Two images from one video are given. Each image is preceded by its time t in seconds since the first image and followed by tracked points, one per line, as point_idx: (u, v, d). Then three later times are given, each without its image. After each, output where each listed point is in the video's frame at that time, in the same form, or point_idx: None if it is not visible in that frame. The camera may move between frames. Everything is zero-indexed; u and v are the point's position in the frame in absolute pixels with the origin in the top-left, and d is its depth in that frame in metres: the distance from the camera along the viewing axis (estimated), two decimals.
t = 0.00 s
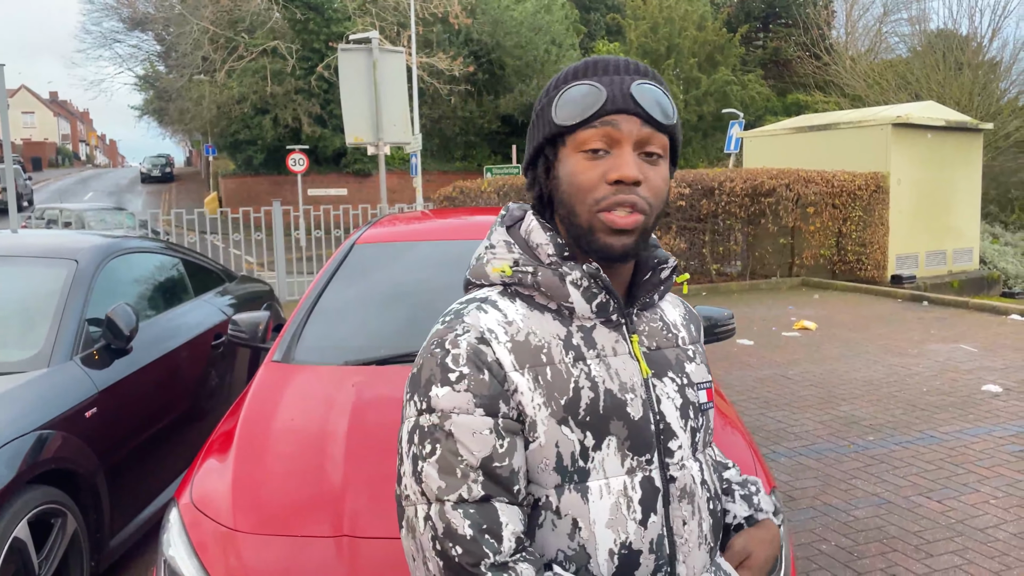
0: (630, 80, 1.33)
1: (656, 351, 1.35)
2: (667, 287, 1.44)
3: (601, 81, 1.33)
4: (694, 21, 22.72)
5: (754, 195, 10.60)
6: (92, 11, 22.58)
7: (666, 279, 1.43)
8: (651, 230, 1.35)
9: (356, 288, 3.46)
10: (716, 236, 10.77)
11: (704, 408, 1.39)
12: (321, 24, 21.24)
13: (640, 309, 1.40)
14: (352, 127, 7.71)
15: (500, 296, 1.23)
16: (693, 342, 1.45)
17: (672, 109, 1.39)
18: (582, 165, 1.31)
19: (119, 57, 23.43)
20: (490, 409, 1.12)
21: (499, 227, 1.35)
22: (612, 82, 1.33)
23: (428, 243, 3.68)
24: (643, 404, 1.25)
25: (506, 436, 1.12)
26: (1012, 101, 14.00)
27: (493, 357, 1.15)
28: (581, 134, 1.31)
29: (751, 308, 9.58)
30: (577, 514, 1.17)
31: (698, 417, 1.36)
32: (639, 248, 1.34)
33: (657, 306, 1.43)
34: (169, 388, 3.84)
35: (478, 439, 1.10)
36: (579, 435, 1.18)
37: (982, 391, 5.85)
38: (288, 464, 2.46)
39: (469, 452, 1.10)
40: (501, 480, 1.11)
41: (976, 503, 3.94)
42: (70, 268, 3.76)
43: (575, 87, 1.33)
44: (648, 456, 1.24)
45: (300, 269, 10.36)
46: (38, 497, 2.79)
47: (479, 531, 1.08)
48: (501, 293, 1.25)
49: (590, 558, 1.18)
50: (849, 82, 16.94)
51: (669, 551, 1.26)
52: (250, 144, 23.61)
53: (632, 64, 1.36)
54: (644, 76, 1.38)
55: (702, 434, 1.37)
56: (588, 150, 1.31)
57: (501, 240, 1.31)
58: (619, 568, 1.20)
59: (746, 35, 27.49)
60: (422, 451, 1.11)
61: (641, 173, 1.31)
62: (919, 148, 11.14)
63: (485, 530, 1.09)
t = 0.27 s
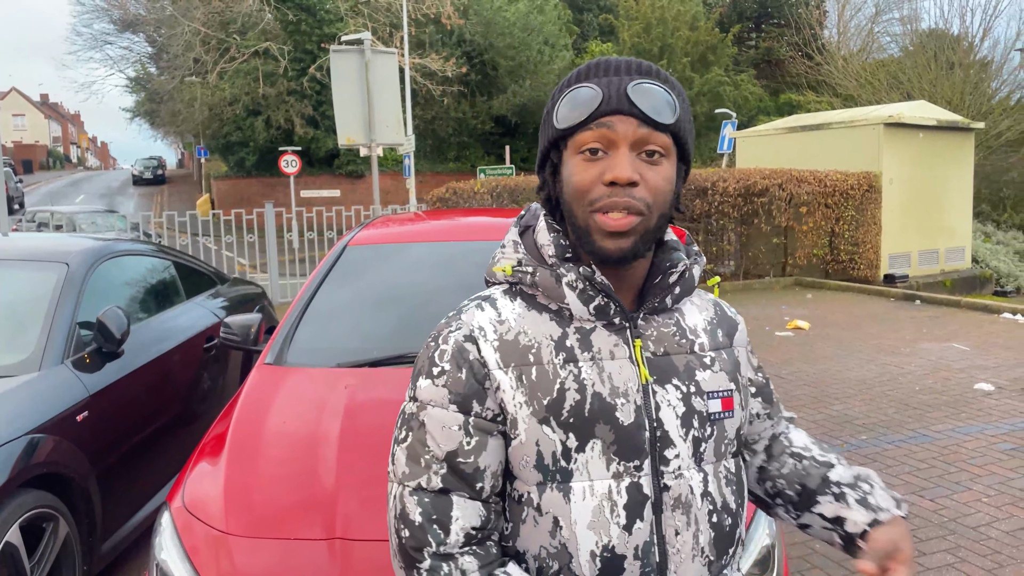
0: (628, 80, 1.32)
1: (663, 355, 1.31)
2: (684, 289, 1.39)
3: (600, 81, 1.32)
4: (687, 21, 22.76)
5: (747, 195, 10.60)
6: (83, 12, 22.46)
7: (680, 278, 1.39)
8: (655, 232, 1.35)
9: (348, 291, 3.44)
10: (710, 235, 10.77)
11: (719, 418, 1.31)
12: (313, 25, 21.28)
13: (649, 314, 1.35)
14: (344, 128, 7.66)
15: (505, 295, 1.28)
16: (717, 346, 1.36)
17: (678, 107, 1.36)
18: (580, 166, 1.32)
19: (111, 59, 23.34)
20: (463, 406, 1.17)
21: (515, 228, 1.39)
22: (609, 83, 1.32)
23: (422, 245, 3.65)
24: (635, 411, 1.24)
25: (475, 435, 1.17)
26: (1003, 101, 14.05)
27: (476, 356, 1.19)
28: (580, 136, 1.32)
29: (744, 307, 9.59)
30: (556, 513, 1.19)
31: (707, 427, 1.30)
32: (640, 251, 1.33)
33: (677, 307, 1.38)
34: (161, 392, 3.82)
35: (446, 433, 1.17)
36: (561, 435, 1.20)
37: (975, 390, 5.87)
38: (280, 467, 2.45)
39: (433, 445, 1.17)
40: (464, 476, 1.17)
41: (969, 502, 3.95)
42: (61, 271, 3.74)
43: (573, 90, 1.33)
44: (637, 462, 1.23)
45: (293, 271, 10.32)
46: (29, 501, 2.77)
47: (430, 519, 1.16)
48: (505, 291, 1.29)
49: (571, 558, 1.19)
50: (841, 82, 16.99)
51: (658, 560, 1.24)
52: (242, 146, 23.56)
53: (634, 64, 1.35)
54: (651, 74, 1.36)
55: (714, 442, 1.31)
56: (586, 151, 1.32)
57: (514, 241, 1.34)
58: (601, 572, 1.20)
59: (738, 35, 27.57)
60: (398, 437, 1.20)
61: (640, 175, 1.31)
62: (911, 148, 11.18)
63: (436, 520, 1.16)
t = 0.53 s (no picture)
0: (615, 86, 1.31)
1: (663, 361, 1.29)
2: (688, 296, 1.35)
3: (583, 88, 1.32)
4: (680, 22, 22.81)
5: (740, 195, 10.64)
6: (75, 14, 22.39)
7: (687, 286, 1.35)
8: (649, 237, 1.33)
9: (343, 294, 3.42)
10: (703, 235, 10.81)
11: (720, 427, 1.29)
12: (306, 27, 21.31)
13: (651, 318, 1.33)
14: (338, 130, 7.68)
15: (506, 295, 1.32)
16: (725, 355, 1.33)
17: (671, 109, 1.35)
18: (572, 172, 1.33)
19: (103, 60, 23.27)
20: (453, 401, 1.23)
21: (524, 230, 1.41)
22: (594, 89, 1.32)
23: (419, 247, 3.64)
24: (627, 414, 1.25)
25: (463, 430, 1.23)
26: (995, 101, 14.13)
27: (470, 354, 1.25)
28: (569, 144, 1.34)
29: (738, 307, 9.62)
30: (546, 511, 1.22)
31: (705, 436, 1.28)
32: (635, 257, 1.32)
33: (687, 314, 1.35)
34: (155, 394, 3.80)
35: (435, 428, 1.23)
36: (549, 434, 1.23)
37: (968, 389, 5.90)
38: (275, 471, 2.43)
39: (422, 439, 1.24)
40: (450, 470, 1.23)
41: (963, 500, 3.97)
42: (54, 274, 3.72)
43: (561, 99, 1.34)
44: (628, 465, 1.24)
45: (287, 273, 10.30)
46: (24, 505, 2.76)
47: (414, 508, 1.24)
48: (508, 290, 1.33)
49: (560, 557, 1.22)
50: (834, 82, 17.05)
51: (649, 564, 1.24)
52: (236, 148, 23.54)
53: (621, 68, 1.34)
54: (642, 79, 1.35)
55: (714, 451, 1.28)
56: (576, 157, 1.33)
57: (520, 241, 1.37)
58: (589, 571, 1.22)
59: (731, 36, 27.65)
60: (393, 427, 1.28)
61: (627, 181, 1.31)
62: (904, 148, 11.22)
63: (417, 508, 1.24)
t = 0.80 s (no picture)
0: (616, 88, 1.31)
1: (660, 360, 1.29)
2: (686, 294, 1.34)
3: (585, 89, 1.32)
4: (676, 22, 22.83)
5: (736, 195, 10.67)
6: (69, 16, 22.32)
7: (684, 285, 1.35)
8: (646, 238, 1.33)
9: (340, 296, 3.41)
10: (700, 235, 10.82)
11: (717, 426, 1.29)
12: (301, 28, 21.33)
13: (648, 317, 1.33)
14: (334, 131, 7.66)
15: (504, 294, 1.32)
16: (721, 354, 1.33)
17: (671, 111, 1.35)
18: (572, 173, 1.33)
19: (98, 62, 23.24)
20: (451, 400, 1.23)
21: (523, 228, 1.41)
22: (596, 90, 1.32)
23: (415, 248, 3.64)
24: (625, 413, 1.24)
25: (461, 428, 1.23)
26: (989, 101, 14.17)
27: (468, 353, 1.25)
28: (569, 144, 1.34)
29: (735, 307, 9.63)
30: (543, 509, 1.22)
31: (701, 434, 1.28)
32: (632, 258, 1.32)
33: (684, 312, 1.35)
34: (151, 396, 3.79)
35: (433, 426, 1.23)
36: (548, 432, 1.23)
37: (964, 388, 5.91)
38: (272, 472, 2.43)
39: (420, 436, 1.24)
40: (448, 468, 1.23)
41: (959, 499, 3.98)
42: (50, 276, 3.70)
43: (562, 100, 1.34)
44: (625, 463, 1.24)
45: (283, 274, 10.28)
46: (18, 508, 2.74)
47: (412, 507, 1.23)
48: (507, 290, 1.33)
49: (557, 555, 1.22)
50: (829, 82, 17.09)
51: (646, 562, 1.24)
52: (231, 149, 23.51)
53: (623, 69, 1.34)
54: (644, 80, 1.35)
55: (711, 449, 1.28)
56: (576, 158, 1.33)
57: (517, 240, 1.37)
58: (587, 570, 1.21)
59: (727, 36, 27.70)
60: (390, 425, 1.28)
61: (626, 182, 1.31)
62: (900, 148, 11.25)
63: (415, 507, 1.24)
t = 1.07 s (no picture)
0: (598, 87, 1.32)
1: (643, 360, 1.29)
2: (670, 294, 1.35)
3: (567, 88, 1.33)
4: (674, 23, 22.84)
5: (735, 196, 10.68)
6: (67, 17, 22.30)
7: (666, 284, 1.35)
8: (628, 239, 1.32)
9: (337, 298, 3.41)
10: (698, 236, 10.82)
11: (700, 425, 1.28)
12: (300, 29, 21.33)
13: (631, 317, 1.33)
14: (333, 132, 7.66)
15: (487, 294, 1.32)
16: (705, 353, 1.32)
17: (653, 111, 1.35)
18: (555, 172, 1.33)
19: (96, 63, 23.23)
20: (434, 399, 1.23)
21: (506, 229, 1.41)
22: (579, 89, 1.32)
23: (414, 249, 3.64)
24: (607, 412, 1.24)
25: (443, 427, 1.23)
26: (988, 101, 14.19)
27: (451, 353, 1.25)
28: (551, 143, 1.34)
29: (734, 308, 9.63)
30: (525, 509, 1.22)
31: (685, 434, 1.27)
32: (614, 258, 1.31)
33: (667, 312, 1.35)
34: (149, 397, 3.79)
35: (415, 425, 1.23)
36: (529, 432, 1.22)
37: (963, 388, 5.91)
38: (271, 473, 2.42)
39: (403, 436, 1.24)
40: (430, 468, 1.23)
41: (959, 499, 3.98)
42: (48, 276, 3.70)
43: (546, 100, 1.35)
44: (607, 463, 1.23)
45: (282, 275, 10.26)
46: (17, 510, 2.73)
47: (394, 505, 1.23)
48: (490, 290, 1.33)
49: (539, 555, 1.21)
50: (827, 82, 17.11)
51: (628, 563, 1.23)
52: (229, 150, 23.52)
53: (606, 69, 1.35)
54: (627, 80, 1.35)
55: (694, 449, 1.28)
56: (559, 157, 1.33)
57: (501, 241, 1.37)
58: (569, 571, 1.21)
59: (725, 37, 27.74)
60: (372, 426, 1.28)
61: (608, 181, 1.30)
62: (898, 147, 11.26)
63: (397, 506, 1.23)
